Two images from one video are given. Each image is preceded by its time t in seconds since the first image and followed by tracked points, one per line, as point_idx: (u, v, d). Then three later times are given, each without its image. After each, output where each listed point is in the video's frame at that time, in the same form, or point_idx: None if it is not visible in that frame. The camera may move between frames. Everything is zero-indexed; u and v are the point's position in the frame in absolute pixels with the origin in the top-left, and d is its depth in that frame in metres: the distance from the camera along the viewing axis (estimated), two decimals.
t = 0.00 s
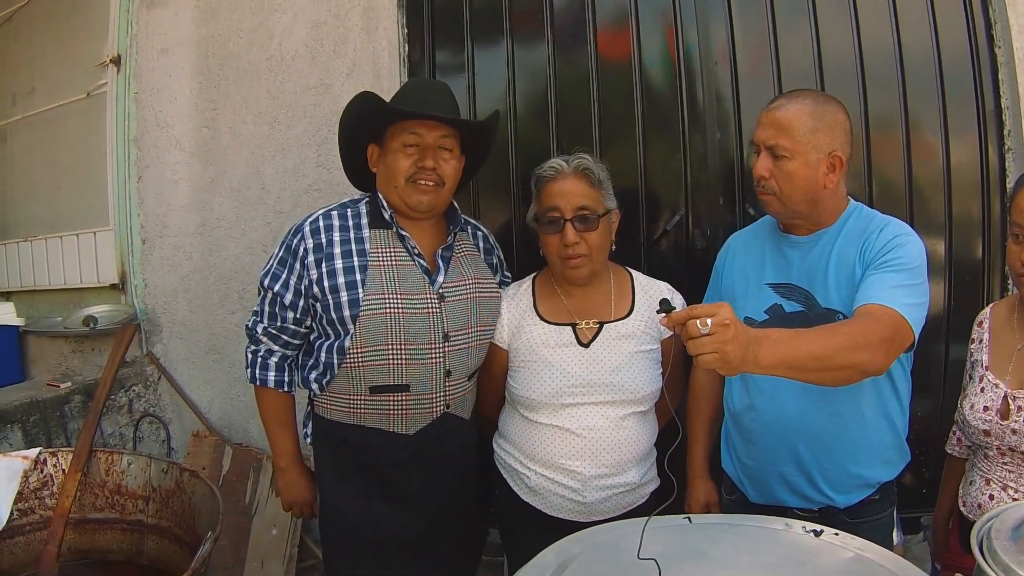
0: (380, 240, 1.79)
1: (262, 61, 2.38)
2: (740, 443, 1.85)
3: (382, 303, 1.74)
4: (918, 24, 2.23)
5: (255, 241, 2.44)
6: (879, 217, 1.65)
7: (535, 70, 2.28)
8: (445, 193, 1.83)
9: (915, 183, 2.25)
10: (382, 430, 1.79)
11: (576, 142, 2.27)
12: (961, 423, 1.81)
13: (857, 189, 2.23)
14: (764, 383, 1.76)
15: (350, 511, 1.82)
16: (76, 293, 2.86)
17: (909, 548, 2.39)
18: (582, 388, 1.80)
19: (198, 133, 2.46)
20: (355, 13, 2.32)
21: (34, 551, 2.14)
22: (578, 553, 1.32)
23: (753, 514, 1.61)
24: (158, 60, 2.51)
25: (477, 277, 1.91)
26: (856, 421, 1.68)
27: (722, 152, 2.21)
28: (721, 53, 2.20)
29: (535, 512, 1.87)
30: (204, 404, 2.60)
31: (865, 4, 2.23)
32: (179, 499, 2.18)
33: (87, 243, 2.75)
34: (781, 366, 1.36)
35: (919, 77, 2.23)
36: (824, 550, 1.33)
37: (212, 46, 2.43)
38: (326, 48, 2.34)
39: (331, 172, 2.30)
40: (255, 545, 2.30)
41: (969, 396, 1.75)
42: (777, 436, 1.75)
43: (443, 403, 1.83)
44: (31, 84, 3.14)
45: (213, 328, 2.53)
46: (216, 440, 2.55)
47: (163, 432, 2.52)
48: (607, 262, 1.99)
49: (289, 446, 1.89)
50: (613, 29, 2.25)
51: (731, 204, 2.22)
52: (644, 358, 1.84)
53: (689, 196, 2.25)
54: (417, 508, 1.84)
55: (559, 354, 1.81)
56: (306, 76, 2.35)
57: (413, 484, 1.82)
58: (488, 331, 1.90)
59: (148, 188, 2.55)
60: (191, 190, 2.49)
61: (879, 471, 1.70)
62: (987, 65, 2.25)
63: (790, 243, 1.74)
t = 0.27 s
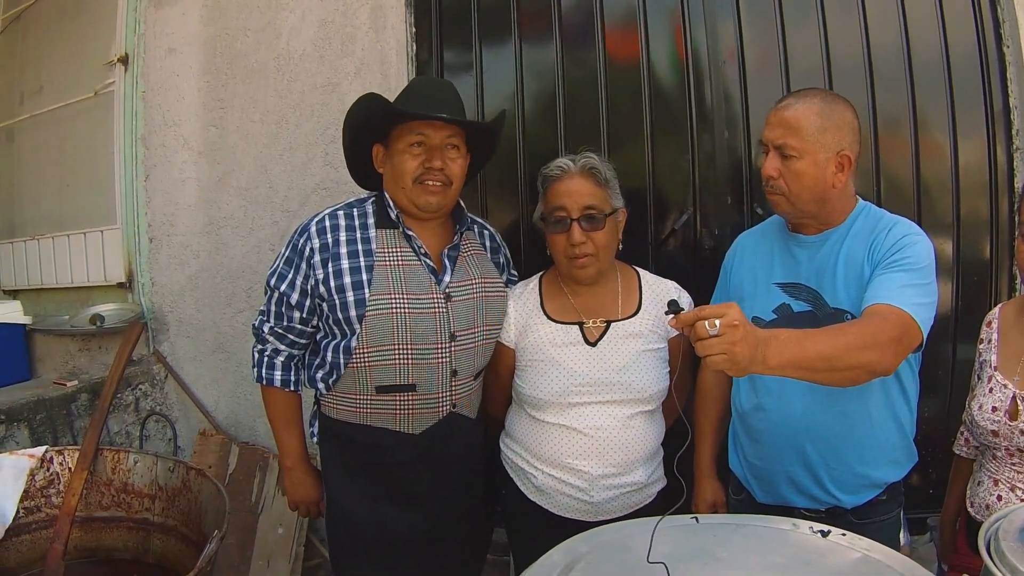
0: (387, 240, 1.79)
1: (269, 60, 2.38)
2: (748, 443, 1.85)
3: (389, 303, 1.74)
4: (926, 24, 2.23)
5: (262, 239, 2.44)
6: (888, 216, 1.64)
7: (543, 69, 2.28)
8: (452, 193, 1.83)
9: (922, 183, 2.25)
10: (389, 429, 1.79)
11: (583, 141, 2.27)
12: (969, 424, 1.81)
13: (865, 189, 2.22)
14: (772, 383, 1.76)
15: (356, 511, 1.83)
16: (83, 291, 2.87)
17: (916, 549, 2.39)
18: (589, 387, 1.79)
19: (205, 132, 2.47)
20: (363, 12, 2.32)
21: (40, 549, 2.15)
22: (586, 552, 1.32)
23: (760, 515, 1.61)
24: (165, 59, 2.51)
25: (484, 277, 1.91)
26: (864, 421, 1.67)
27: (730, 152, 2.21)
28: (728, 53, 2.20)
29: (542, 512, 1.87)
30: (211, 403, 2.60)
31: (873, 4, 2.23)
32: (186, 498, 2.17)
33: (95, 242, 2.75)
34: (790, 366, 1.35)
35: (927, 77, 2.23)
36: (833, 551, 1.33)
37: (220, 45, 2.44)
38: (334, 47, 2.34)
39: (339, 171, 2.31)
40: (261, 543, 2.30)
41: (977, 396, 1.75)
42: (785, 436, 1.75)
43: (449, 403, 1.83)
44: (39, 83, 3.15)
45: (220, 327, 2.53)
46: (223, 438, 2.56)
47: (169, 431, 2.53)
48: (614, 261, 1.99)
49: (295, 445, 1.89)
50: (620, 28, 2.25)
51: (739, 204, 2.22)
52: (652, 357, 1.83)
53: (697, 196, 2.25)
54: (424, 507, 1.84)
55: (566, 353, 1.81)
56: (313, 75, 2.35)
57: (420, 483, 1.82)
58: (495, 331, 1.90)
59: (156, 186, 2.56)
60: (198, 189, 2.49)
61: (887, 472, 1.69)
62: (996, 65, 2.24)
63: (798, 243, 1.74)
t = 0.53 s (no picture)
0: (387, 239, 1.79)
1: (270, 59, 2.38)
2: (751, 439, 1.85)
3: (389, 302, 1.74)
4: (927, 20, 2.22)
5: (264, 239, 2.44)
6: (890, 213, 1.64)
7: (544, 67, 2.28)
8: (451, 190, 1.83)
9: (924, 179, 2.24)
10: (390, 428, 1.79)
11: (585, 140, 2.27)
12: (973, 420, 1.80)
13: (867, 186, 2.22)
14: (775, 379, 1.76)
15: (358, 510, 1.82)
16: (85, 292, 2.87)
17: (919, 545, 2.38)
18: (591, 385, 1.79)
19: (207, 131, 2.47)
20: (363, 11, 2.32)
21: (43, 549, 2.15)
22: (588, 551, 1.32)
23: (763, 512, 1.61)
24: (166, 59, 2.52)
25: (484, 275, 1.90)
26: (867, 418, 1.67)
27: (731, 149, 2.21)
28: (729, 49, 2.20)
29: (545, 510, 1.86)
30: (214, 402, 2.61)
31: None
32: (189, 498, 2.17)
33: (96, 242, 2.75)
34: (792, 362, 1.35)
35: (929, 73, 2.22)
36: (835, 548, 1.32)
37: (220, 45, 2.44)
38: (334, 46, 2.34)
39: (340, 170, 2.31)
40: (264, 543, 2.30)
41: (981, 392, 1.74)
42: (788, 433, 1.75)
43: (449, 403, 1.83)
44: (40, 84, 3.15)
45: (222, 326, 2.54)
46: (226, 438, 2.56)
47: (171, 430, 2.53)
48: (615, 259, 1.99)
49: (296, 444, 1.90)
50: (621, 26, 2.24)
51: (740, 201, 2.22)
52: (654, 355, 1.83)
53: (698, 193, 2.24)
54: (427, 506, 1.84)
55: (568, 351, 1.81)
56: (314, 74, 2.35)
57: (422, 482, 1.82)
58: (495, 330, 1.90)
59: (157, 186, 2.56)
60: (199, 188, 2.50)
61: (890, 469, 1.69)
62: (997, 60, 2.24)
63: (800, 239, 1.74)
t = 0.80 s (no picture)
0: (392, 240, 1.79)
1: (277, 59, 2.39)
2: (758, 439, 1.85)
3: (394, 303, 1.74)
4: (935, 20, 2.22)
5: (271, 238, 2.45)
6: (899, 213, 1.64)
7: (551, 67, 2.28)
8: (457, 190, 1.83)
9: (931, 180, 2.24)
10: (396, 428, 1.79)
11: (591, 140, 2.27)
12: (979, 421, 1.79)
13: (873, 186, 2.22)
14: (783, 379, 1.75)
15: (364, 509, 1.83)
16: (92, 291, 2.88)
17: (925, 547, 2.38)
18: (598, 386, 1.79)
19: (214, 131, 2.47)
20: (370, 11, 2.32)
21: (50, 547, 2.15)
22: (594, 551, 1.32)
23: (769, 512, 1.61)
24: (173, 58, 2.52)
25: (489, 276, 1.90)
26: (875, 418, 1.67)
27: (738, 150, 2.21)
28: (736, 49, 2.20)
29: (550, 510, 1.87)
30: (220, 402, 2.61)
31: None
32: (195, 496, 2.18)
33: (103, 241, 2.76)
34: (801, 361, 1.35)
35: (936, 73, 2.22)
36: (842, 549, 1.32)
37: (227, 44, 2.44)
38: (341, 46, 2.34)
39: (347, 170, 2.31)
40: (270, 542, 2.30)
41: (987, 393, 1.73)
42: (795, 433, 1.74)
43: (454, 403, 1.83)
44: (47, 83, 3.16)
45: (229, 325, 2.54)
46: (231, 437, 2.56)
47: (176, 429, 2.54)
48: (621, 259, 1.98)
49: (302, 444, 1.90)
50: (628, 26, 2.24)
51: (747, 202, 2.22)
52: (661, 356, 1.83)
53: (705, 194, 2.24)
54: (433, 506, 1.84)
55: (575, 352, 1.81)
56: (321, 74, 2.36)
57: (428, 482, 1.83)
58: (501, 330, 1.90)
59: (164, 186, 2.57)
60: (206, 188, 2.50)
61: (897, 469, 1.69)
62: (1005, 60, 2.23)
63: (809, 239, 1.74)
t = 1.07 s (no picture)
0: (394, 241, 1.80)
1: (281, 60, 2.39)
2: (763, 440, 1.85)
3: (397, 303, 1.74)
4: (939, 21, 2.22)
5: (275, 238, 2.45)
6: (905, 214, 1.64)
7: (555, 68, 2.29)
8: (461, 192, 1.84)
9: (934, 181, 2.24)
10: (399, 429, 1.79)
11: (595, 141, 2.27)
12: (982, 422, 1.79)
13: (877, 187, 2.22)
14: (789, 380, 1.76)
15: (368, 510, 1.83)
16: (96, 291, 2.88)
17: (928, 549, 2.38)
18: (603, 387, 1.79)
19: (218, 132, 2.47)
20: (374, 11, 2.32)
21: (53, 547, 2.16)
22: (599, 552, 1.32)
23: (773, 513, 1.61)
24: (177, 59, 2.52)
25: (491, 277, 1.91)
26: (880, 419, 1.67)
27: (742, 151, 2.21)
28: (740, 51, 2.20)
29: (554, 511, 1.87)
30: (224, 402, 2.62)
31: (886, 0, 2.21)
32: (199, 497, 2.18)
33: (107, 242, 2.76)
34: (807, 362, 1.35)
35: (940, 75, 2.22)
36: (845, 550, 1.32)
37: (231, 45, 2.44)
38: (345, 47, 2.34)
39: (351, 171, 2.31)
40: (273, 543, 2.30)
41: (991, 394, 1.73)
42: (800, 434, 1.74)
43: (457, 403, 1.83)
44: (51, 83, 3.16)
45: (233, 326, 2.55)
46: (235, 437, 2.56)
47: (179, 430, 2.54)
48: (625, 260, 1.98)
49: (306, 445, 1.90)
50: (632, 27, 2.24)
51: (751, 203, 2.22)
52: (665, 357, 1.83)
53: (709, 195, 2.24)
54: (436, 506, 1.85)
55: (580, 353, 1.81)
56: (325, 74, 2.36)
57: (431, 482, 1.83)
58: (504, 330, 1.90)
59: (168, 186, 2.57)
60: (210, 188, 2.50)
61: (902, 470, 1.69)
62: (1009, 62, 2.23)
63: (815, 240, 1.74)
